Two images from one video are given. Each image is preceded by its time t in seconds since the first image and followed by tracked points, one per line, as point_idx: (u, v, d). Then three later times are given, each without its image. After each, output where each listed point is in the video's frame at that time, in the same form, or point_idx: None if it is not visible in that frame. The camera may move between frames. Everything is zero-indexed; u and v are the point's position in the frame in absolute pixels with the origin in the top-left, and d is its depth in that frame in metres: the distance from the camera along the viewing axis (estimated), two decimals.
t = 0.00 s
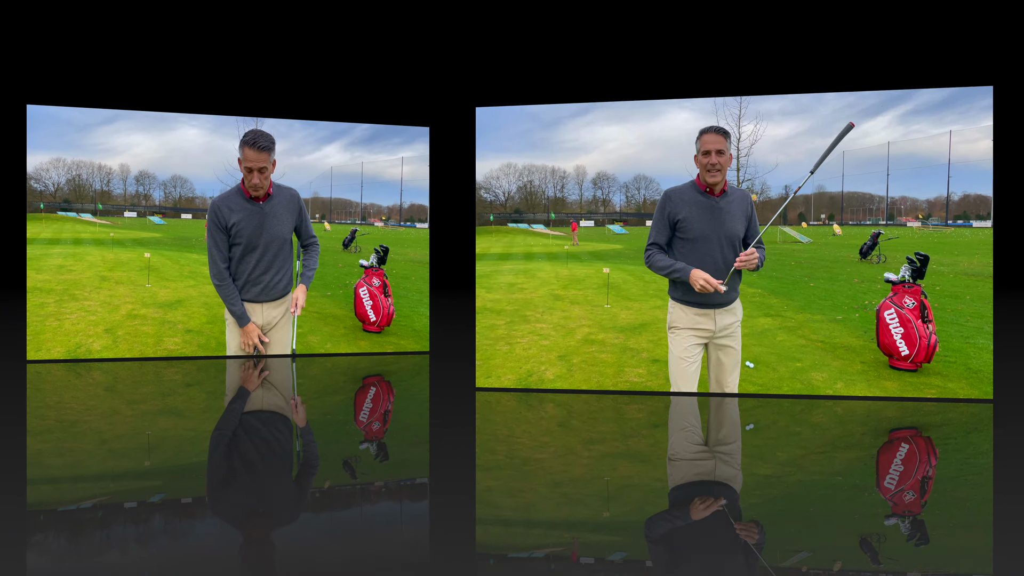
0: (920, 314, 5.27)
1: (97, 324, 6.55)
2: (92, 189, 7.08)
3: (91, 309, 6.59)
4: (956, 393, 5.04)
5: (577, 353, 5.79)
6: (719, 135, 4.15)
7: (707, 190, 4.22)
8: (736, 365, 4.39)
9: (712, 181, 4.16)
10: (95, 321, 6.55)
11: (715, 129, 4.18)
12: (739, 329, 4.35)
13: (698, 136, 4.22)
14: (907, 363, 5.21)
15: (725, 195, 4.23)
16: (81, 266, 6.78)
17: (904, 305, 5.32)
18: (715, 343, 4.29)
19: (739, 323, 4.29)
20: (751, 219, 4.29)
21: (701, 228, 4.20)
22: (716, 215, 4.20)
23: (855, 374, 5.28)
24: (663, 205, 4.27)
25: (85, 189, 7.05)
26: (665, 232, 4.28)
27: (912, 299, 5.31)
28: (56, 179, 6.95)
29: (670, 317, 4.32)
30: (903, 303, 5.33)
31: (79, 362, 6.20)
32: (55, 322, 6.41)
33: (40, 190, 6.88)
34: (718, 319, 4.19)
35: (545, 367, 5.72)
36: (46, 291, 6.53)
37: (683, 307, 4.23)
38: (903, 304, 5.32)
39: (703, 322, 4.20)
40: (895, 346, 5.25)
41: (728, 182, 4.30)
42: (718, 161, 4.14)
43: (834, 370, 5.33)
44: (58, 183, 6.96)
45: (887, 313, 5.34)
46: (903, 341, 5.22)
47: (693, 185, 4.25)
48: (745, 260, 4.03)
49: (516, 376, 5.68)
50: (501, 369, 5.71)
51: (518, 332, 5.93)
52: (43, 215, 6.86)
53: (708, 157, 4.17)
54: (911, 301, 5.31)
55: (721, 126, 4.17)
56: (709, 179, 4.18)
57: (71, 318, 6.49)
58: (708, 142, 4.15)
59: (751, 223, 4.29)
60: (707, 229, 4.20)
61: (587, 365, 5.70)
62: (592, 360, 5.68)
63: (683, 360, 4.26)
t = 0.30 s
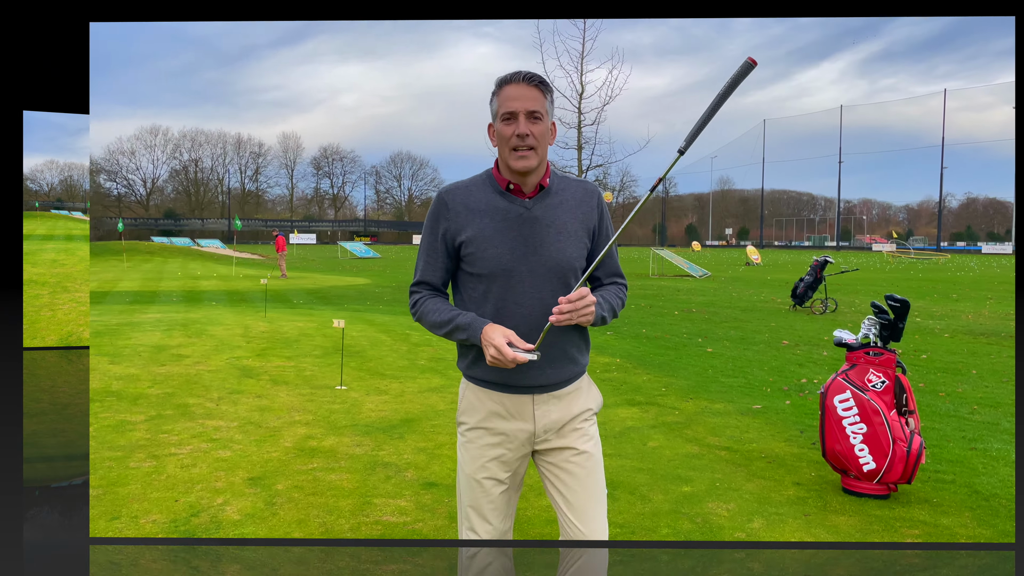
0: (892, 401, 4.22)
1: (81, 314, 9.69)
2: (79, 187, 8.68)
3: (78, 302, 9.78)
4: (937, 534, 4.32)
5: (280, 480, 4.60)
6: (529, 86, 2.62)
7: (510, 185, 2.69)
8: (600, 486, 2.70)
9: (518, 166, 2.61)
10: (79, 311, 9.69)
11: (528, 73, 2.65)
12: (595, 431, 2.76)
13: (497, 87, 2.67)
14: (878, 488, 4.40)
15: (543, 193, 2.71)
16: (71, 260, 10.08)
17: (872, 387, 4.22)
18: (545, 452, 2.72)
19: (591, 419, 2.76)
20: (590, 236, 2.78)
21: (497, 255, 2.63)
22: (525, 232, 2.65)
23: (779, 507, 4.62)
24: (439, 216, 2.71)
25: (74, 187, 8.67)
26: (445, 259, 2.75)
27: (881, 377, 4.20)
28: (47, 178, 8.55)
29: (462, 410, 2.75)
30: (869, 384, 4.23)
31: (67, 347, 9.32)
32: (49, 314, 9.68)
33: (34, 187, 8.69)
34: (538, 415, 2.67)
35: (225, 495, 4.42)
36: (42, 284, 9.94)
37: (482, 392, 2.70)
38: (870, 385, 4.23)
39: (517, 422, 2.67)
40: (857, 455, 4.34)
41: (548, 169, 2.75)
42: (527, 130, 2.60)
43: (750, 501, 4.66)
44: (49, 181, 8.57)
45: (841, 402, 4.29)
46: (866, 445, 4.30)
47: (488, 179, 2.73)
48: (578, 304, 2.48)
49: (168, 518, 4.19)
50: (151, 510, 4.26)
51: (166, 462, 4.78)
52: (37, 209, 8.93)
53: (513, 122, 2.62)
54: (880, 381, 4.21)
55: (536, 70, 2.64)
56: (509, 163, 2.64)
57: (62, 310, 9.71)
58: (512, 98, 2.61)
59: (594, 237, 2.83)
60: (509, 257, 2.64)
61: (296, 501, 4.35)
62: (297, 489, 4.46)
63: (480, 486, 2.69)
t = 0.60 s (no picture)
0: (889, 422, 4.48)
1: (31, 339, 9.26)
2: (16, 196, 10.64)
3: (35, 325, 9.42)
4: (938, 566, 4.16)
5: (215, 513, 4.50)
6: (503, 80, 2.43)
7: (483, 188, 2.51)
8: (579, 525, 2.47)
9: (489, 169, 2.43)
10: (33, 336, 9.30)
11: (504, 65, 2.46)
12: (579, 460, 2.56)
13: (469, 79, 2.49)
14: (875, 516, 4.62)
15: (517, 197, 2.52)
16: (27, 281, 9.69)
17: (869, 407, 4.46)
18: (524, 480, 2.52)
19: (575, 447, 2.56)
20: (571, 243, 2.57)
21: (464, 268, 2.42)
22: (498, 240, 2.45)
23: (766, 540, 4.43)
24: (402, 222, 2.53)
25: None
26: (411, 269, 2.56)
27: (878, 396, 4.43)
28: None
29: (432, 434, 2.57)
30: (866, 404, 4.46)
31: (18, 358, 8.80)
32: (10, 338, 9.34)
33: None
34: (515, 442, 2.47)
35: (156, 530, 4.23)
36: None
37: (454, 414, 2.51)
38: (867, 405, 4.46)
39: (493, 449, 2.47)
40: (853, 481, 4.57)
41: (525, 171, 2.57)
42: (501, 128, 2.40)
43: (737, 535, 4.48)
44: None
45: (835, 423, 4.56)
46: (862, 469, 4.53)
47: (459, 181, 2.55)
48: (550, 337, 2.29)
49: (89, 555, 3.91)
50: (69, 546, 3.98)
51: (87, 493, 4.72)
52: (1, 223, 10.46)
53: (486, 120, 2.43)
54: (878, 400, 4.43)
55: (514, 60, 2.46)
56: (483, 166, 2.45)
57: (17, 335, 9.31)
58: (485, 93, 2.43)
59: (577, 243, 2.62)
60: (483, 268, 2.43)
61: (234, 535, 4.21)
62: (233, 524, 4.35)
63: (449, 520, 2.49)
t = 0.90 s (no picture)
0: (889, 422, 4.48)
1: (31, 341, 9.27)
2: None
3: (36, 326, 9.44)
4: (938, 566, 4.16)
5: (215, 513, 4.50)
6: (558, 81, 2.40)
7: (531, 190, 2.49)
8: (607, 536, 2.43)
9: (541, 171, 2.40)
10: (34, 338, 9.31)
11: (560, 65, 2.43)
12: (610, 469, 2.53)
13: (524, 79, 2.47)
14: (875, 516, 4.62)
15: (566, 202, 2.48)
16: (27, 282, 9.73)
17: (869, 407, 4.46)
18: (552, 486, 2.51)
19: (607, 457, 2.53)
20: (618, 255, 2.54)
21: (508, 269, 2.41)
22: (541, 246, 2.43)
23: (767, 539, 4.46)
24: (450, 215, 2.51)
25: None
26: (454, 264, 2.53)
27: (878, 396, 4.43)
28: None
29: (461, 434, 2.58)
30: (866, 404, 4.46)
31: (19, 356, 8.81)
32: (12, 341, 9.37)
33: None
34: (542, 447, 2.47)
35: (155, 530, 4.23)
36: None
37: (483, 414, 2.52)
38: (867, 405, 4.46)
39: (520, 452, 2.48)
40: (853, 481, 4.57)
41: (579, 177, 2.53)
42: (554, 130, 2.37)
43: (738, 535, 4.51)
44: None
45: (835, 423, 4.56)
46: (862, 469, 4.53)
47: (509, 180, 2.53)
48: (600, 367, 2.29)
49: (89, 555, 3.91)
50: (69, 546, 3.98)
51: (87, 493, 4.72)
52: None
53: (539, 121, 2.40)
54: (878, 400, 4.43)
55: (569, 60, 2.43)
56: (534, 168, 2.43)
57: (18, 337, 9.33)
58: (539, 93, 2.41)
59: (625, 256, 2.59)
60: (524, 273, 2.42)
61: (233, 535, 4.21)
62: (233, 524, 4.35)
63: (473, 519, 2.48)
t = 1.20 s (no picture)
0: (889, 422, 4.48)
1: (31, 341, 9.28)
2: None
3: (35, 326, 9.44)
4: (938, 566, 4.16)
5: (215, 513, 4.50)
6: (601, 79, 2.37)
7: (569, 189, 2.45)
8: (616, 540, 2.46)
9: (580, 170, 2.36)
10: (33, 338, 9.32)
11: (603, 62, 2.39)
12: (625, 471, 2.53)
13: (564, 75, 2.42)
14: (875, 516, 4.62)
15: (603, 204, 2.46)
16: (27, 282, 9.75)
17: (869, 407, 4.46)
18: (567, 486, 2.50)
19: (623, 458, 2.53)
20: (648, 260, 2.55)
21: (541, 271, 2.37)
22: (576, 247, 2.40)
23: (767, 540, 4.47)
24: (483, 211, 2.45)
25: None
26: (485, 261, 2.48)
27: (878, 396, 4.42)
28: None
29: (479, 432, 2.54)
30: (865, 404, 4.46)
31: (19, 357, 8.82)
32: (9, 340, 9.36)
33: None
34: (562, 448, 2.44)
35: (155, 530, 4.23)
36: None
37: (502, 415, 2.47)
38: (867, 405, 4.46)
39: (539, 452, 2.43)
40: (853, 481, 4.57)
41: (616, 180, 2.51)
42: (596, 129, 2.34)
43: (738, 535, 4.50)
44: None
45: (835, 423, 4.56)
46: (862, 470, 4.53)
47: (544, 177, 2.49)
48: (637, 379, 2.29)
49: (88, 555, 3.91)
50: (69, 546, 3.98)
51: (87, 493, 4.72)
52: None
53: (580, 120, 2.37)
54: (878, 400, 4.43)
55: (612, 58, 2.39)
56: (572, 166, 2.39)
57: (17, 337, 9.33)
58: (581, 91, 2.37)
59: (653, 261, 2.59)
60: (559, 274, 2.39)
61: (233, 535, 4.21)
62: (233, 524, 4.35)
63: (489, 520, 2.43)
